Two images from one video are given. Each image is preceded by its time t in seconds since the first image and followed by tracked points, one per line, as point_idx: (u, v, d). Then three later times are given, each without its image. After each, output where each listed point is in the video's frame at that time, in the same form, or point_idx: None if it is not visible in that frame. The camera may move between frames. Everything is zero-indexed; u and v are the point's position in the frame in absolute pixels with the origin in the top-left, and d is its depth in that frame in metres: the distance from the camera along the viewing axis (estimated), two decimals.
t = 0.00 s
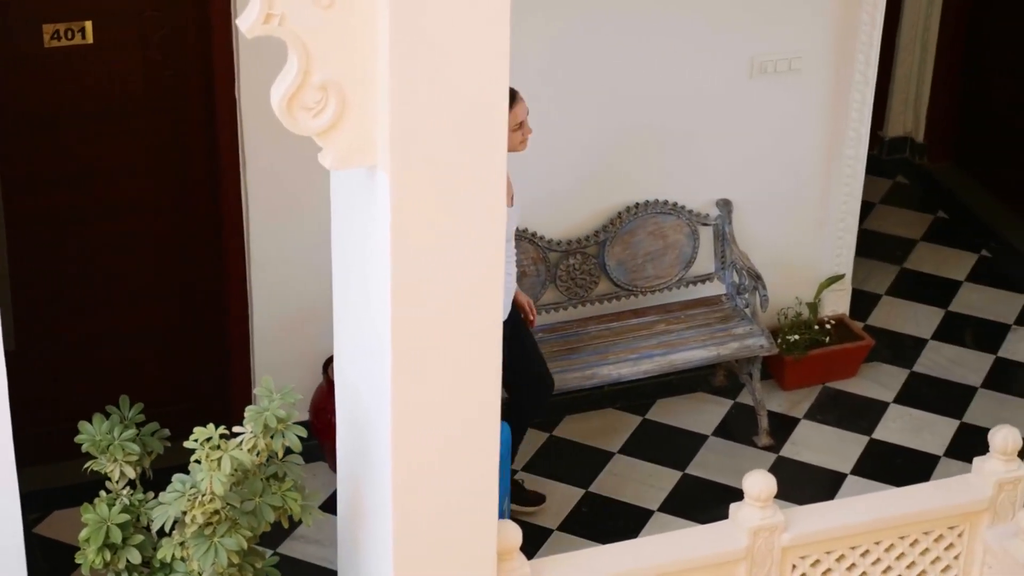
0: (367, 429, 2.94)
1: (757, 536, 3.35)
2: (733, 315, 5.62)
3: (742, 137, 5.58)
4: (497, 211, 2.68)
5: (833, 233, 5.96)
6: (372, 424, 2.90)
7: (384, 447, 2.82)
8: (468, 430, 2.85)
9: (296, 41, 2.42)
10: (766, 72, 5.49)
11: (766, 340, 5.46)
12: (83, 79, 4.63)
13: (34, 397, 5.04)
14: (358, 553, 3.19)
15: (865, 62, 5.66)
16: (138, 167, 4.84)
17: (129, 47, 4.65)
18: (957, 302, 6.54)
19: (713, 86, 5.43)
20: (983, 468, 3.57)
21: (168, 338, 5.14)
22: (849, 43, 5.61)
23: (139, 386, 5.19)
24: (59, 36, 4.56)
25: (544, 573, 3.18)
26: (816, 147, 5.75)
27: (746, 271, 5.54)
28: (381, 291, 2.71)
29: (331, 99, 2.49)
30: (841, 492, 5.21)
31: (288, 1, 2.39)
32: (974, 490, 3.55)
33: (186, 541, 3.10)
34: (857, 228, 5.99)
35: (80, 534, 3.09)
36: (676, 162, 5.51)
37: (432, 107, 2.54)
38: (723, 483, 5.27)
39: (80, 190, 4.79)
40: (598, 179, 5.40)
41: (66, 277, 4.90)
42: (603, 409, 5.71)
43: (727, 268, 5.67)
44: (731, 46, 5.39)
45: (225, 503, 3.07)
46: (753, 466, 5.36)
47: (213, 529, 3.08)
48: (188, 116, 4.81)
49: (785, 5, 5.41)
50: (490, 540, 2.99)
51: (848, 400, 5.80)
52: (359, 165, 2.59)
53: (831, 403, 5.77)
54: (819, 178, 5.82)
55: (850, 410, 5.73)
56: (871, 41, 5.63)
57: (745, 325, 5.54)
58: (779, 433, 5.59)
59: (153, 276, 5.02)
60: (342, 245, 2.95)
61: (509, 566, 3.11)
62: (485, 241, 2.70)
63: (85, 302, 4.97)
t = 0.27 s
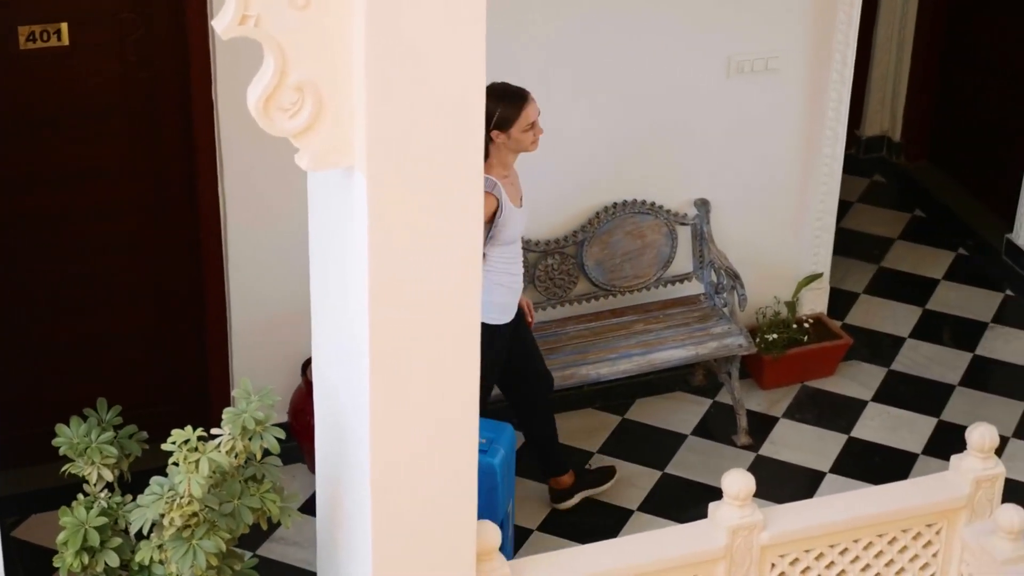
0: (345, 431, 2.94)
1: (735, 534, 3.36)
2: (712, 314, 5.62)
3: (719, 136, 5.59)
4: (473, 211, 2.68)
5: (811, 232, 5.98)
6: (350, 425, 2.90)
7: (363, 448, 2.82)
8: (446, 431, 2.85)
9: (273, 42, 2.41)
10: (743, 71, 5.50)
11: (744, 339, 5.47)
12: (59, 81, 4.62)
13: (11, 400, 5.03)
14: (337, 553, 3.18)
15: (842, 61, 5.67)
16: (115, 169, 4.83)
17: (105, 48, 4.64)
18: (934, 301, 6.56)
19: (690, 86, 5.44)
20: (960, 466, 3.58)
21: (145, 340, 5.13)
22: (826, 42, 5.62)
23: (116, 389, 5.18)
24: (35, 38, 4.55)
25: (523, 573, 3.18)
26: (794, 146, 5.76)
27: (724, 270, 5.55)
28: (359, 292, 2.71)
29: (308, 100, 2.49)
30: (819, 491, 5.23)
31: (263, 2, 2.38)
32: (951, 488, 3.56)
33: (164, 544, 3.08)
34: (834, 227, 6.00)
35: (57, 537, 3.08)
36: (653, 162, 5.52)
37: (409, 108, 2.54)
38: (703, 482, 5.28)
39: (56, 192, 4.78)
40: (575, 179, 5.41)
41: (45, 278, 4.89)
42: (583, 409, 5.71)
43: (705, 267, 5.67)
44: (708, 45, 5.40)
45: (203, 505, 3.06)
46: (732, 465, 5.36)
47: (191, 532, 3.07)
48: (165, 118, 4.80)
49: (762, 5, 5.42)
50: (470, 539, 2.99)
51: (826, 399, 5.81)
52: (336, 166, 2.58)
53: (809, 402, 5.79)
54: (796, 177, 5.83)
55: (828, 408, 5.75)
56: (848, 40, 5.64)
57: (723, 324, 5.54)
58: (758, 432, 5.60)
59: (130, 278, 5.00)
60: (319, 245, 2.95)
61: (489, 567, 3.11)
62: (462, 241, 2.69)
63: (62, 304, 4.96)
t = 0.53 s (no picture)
0: (325, 432, 2.94)
1: (716, 533, 3.36)
2: (691, 313, 5.63)
3: (698, 136, 5.60)
4: (451, 211, 2.68)
5: (790, 231, 5.99)
6: (329, 425, 2.90)
7: (342, 450, 2.82)
8: (425, 431, 2.85)
9: (250, 43, 2.41)
10: (721, 70, 5.51)
11: (723, 338, 5.48)
12: (35, 83, 4.60)
13: None
14: (317, 554, 3.18)
15: (819, 60, 5.68)
16: (93, 171, 4.81)
17: (82, 50, 4.62)
18: (912, 298, 6.58)
19: (668, 85, 5.45)
20: (938, 463, 3.59)
21: (124, 342, 5.12)
22: (803, 41, 5.64)
23: (95, 392, 5.16)
24: (11, 40, 4.52)
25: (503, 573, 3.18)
26: (772, 146, 5.78)
27: (705, 269, 5.58)
28: (337, 292, 2.71)
29: (285, 102, 2.49)
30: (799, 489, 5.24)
31: (239, 4, 2.37)
32: (929, 485, 3.57)
33: (144, 546, 3.08)
34: (813, 225, 6.02)
35: (36, 540, 3.07)
36: (632, 161, 5.52)
37: (387, 108, 2.53)
38: (683, 481, 5.29)
39: (33, 194, 4.76)
40: (554, 179, 5.41)
41: (22, 281, 4.87)
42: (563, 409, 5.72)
43: (685, 266, 5.65)
44: (686, 45, 5.41)
45: (183, 507, 3.06)
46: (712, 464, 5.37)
47: (170, 534, 3.07)
48: (143, 119, 4.78)
49: (739, 5, 5.44)
50: (449, 539, 2.99)
51: (806, 397, 5.83)
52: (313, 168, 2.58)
53: (788, 400, 5.80)
54: (775, 176, 5.85)
55: (807, 407, 5.76)
56: (825, 39, 5.64)
57: (703, 323, 5.55)
58: (738, 430, 5.61)
59: (108, 280, 4.99)
60: (297, 246, 2.94)
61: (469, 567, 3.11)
62: (440, 240, 2.70)
63: (39, 307, 4.94)
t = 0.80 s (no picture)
0: (302, 433, 2.94)
1: (693, 531, 3.37)
2: (668, 313, 5.64)
3: (673, 135, 5.61)
4: (426, 212, 2.68)
5: (767, 230, 6.00)
6: (306, 426, 2.90)
7: (319, 452, 2.81)
8: (402, 432, 2.85)
9: (224, 45, 2.41)
10: (696, 70, 5.52)
11: (700, 337, 5.49)
12: (8, 86, 4.58)
13: None
14: (294, 556, 3.18)
15: (795, 58, 5.69)
16: (67, 174, 4.79)
17: (57, 52, 4.61)
18: (888, 296, 6.60)
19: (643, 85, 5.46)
20: (915, 460, 3.60)
21: (98, 345, 5.10)
22: (777, 40, 5.65)
23: (71, 395, 5.14)
24: None
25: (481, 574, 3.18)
26: (748, 144, 5.79)
27: (681, 269, 5.57)
28: (313, 293, 2.70)
29: (260, 103, 2.48)
30: (777, 487, 5.25)
31: (214, 5, 2.37)
32: (905, 482, 3.59)
33: (119, 550, 3.06)
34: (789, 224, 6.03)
35: (11, 544, 3.05)
36: (608, 161, 5.53)
37: (360, 110, 2.53)
38: (661, 480, 5.29)
39: (7, 198, 4.74)
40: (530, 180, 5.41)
41: None
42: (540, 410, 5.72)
43: (661, 266, 5.66)
44: (661, 44, 5.42)
45: (158, 510, 3.05)
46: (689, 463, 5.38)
47: (146, 537, 3.06)
48: (117, 121, 4.77)
49: (713, 5, 5.45)
50: (426, 540, 2.98)
51: (783, 395, 5.84)
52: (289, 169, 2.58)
53: (765, 398, 5.81)
54: (750, 174, 5.86)
55: (784, 405, 5.77)
56: (800, 38, 5.65)
57: (679, 323, 5.56)
58: (716, 430, 5.62)
59: (82, 282, 4.97)
60: (273, 247, 2.94)
61: (447, 568, 3.11)
62: (415, 241, 2.69)
63: (13, 310, 4.92)
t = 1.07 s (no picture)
0: (273, 435, 2.93)
1: (665, 529, 3.37)
2: (640, 311, 5.65)
3: (644, 134, 5.62)
4: (395, 212, 2.67)
5: (738, 228, 6.01)
6: (278, 429, 2.89)
7: (291, 453, 2.81)
8: (374, 433, 2.84)
9: (191, 45, 2.40)
10: (666, 69, 5.53)
11: (673, 336, 5.50)
12: None
13: None
14: (266, 558, 3.17)
15: (764, 57, 5.70)
16: (36, 177, 4.77)
17: (24, 54, 4.59)
18: (859, 294, 6.63)
19: (613, 84, 5.46)
20: (886, 456, 3.62)
21: (69, 348, 5.08)
22: (747, 38, 5.65)
23: (41, 399, 5.12)
24: None
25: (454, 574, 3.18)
26: (718, 143, 5.80)
27: (653, 267, 5.61)
28: (284, 294, 2.70)
29: (229, 104, 2.48)
30: (749, 485, 5.26)
31: (181, 5, 2.36)
32: (877, 478, 3.60)
33: (91, 554, 3.05)
34: (760, 222, 6.04)
35: None
36: (579, 160, 5.54)
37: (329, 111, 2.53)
38: (634, 479, 5.30)
39: None
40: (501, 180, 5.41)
41: None
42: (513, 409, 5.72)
43: (633, 265, 5.67)
44: (630, 44, 5.43)
45: (129, 513, 3.05)
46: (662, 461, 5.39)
47: (117, 541, 3.05)
48: (86, 123, 4.76)
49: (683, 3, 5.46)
50: (398, 540, 2.98)
51: (755, 393, 5.85)
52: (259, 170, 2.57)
53: (737, 396, 5.83)
54: (721, 173, 5.87)
55: (757, 403, 5.79)
56: (769, 37, 5.66)
57: (651, 322, 5.58)
58: (688, 428, 5.63)
59: (52, 285, 4.95)
60: (243, 249, 2.93)
61: (420, 569, 3.11)
62: (384, 242, 2.69)
63: None
